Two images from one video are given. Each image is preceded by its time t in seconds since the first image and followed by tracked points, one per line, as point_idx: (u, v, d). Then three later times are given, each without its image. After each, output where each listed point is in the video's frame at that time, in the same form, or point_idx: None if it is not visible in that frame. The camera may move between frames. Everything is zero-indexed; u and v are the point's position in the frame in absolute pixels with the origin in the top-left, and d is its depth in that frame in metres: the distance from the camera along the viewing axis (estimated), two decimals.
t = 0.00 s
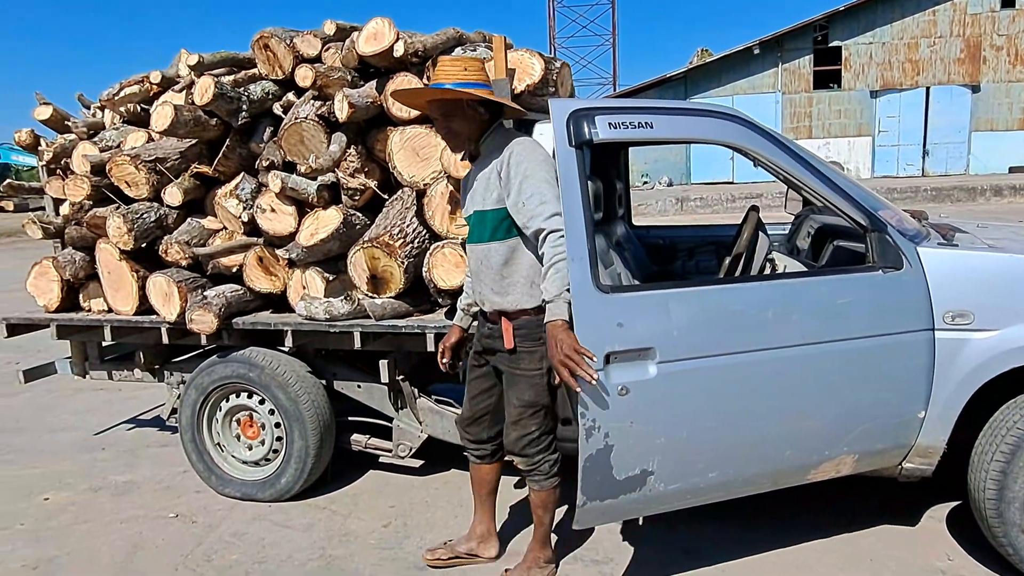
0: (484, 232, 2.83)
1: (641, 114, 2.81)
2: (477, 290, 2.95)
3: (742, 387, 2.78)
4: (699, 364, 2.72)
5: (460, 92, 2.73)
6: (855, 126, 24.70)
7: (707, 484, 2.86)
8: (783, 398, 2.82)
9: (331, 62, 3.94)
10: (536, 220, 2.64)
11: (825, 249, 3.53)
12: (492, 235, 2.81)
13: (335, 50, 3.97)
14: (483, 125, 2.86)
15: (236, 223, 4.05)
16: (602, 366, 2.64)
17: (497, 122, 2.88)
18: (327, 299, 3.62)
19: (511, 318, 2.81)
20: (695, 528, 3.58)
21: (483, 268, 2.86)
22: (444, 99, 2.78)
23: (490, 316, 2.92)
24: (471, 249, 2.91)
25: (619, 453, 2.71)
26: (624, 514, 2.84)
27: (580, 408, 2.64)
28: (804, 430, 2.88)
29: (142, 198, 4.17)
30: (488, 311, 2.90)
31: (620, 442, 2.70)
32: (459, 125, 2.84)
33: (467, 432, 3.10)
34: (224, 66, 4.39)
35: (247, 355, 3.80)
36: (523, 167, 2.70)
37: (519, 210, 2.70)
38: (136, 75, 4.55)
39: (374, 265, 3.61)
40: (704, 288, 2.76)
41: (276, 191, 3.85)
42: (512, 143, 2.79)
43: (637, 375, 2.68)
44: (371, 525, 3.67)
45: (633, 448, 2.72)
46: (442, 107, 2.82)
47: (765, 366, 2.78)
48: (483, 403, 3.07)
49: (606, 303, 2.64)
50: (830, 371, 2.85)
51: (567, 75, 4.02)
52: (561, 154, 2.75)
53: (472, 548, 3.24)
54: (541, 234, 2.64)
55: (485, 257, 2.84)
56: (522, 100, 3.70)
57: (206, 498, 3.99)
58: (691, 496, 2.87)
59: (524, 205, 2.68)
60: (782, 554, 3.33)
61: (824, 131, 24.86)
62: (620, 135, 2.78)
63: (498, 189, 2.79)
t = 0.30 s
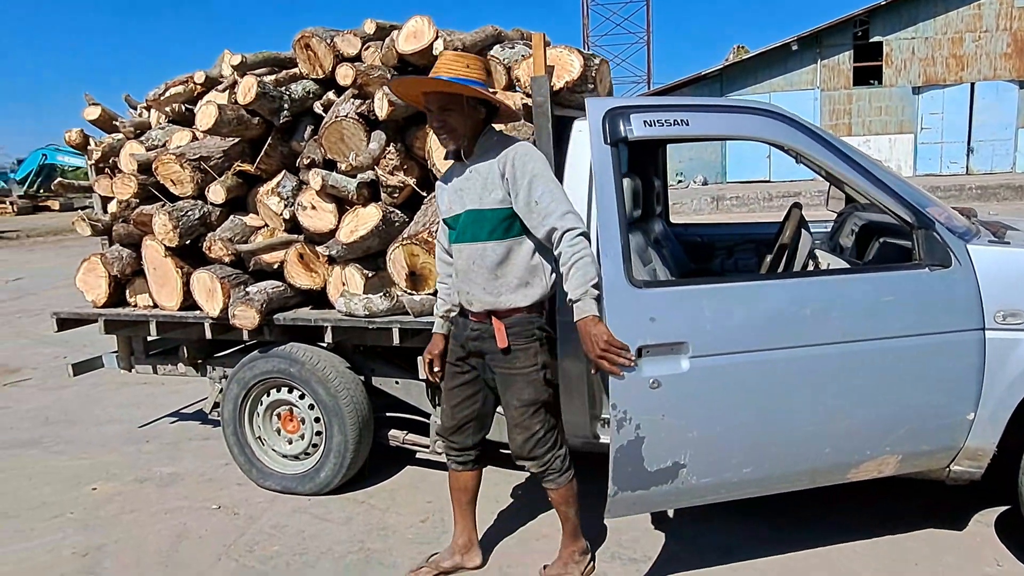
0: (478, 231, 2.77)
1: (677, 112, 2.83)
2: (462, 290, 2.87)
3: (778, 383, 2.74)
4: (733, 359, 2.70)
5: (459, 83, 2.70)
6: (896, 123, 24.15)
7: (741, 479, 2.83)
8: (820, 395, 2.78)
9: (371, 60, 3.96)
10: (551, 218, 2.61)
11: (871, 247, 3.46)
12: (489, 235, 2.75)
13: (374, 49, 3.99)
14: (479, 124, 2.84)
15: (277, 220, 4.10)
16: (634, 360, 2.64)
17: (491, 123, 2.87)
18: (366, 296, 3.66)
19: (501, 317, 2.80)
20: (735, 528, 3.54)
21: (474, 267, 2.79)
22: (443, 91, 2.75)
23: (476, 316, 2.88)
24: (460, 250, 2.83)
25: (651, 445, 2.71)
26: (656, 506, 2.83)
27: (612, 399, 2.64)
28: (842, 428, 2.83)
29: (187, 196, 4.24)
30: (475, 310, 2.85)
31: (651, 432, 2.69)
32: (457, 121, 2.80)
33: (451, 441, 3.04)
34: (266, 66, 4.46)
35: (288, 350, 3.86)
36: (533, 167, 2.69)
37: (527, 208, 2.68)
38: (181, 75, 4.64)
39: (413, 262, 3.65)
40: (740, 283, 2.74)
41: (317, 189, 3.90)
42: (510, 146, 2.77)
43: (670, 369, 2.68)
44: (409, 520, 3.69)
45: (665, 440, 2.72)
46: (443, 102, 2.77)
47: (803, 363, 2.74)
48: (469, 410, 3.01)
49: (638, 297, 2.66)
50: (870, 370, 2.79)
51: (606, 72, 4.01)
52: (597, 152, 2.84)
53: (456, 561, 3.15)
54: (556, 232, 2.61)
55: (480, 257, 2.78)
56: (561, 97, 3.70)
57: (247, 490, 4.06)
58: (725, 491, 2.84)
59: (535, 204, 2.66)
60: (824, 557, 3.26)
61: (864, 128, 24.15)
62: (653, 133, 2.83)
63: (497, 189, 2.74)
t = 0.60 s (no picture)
0: (474, 227, 2.77)
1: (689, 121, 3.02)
2: (457, 287, 2.85)
3: (785, 374, 2.87)
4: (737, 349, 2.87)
5: (453, 75, 2.73)
6: (931, 122, 23.68)
7: (747, 460, 2.99)
8: (831, 388, 2.88)
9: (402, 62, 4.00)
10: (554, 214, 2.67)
11: (906, 248, 3.42)
12: (486, 229, 2.76)
13: (406, 52, 4.03)
14: (468, 120, 2.85)
15: (310, 221, 4.15)
16: (639, 344, 2.91)
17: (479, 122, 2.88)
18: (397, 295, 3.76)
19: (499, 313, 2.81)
20: (765, 528, 3.50)
21: (471, 264, 2.79)
22: (436, 83, 2.77)
23: (471, 315, 2.88)
24: (454, 246, 2.82)
25: (654, 421, 2.96)
26: (663, 479, 3.06)
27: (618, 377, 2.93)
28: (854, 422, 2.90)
29: (222, 197, 4.32)
30: (470, 308, 2.85)
31: (656, 410, 2.94)
32: (448, 113, 2.80)
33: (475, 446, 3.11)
34: (300, 68, 4.53)
35: (320, 349, 3.91)
36: (533, 163, 2.72)
37: (526, 205, 2.73)
38: (217, 78, 4.71)
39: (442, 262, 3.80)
40: (751, 280, 2.88)
41: (349, 190, 3.93)
42: (503, 143, 2.78)
43: (675, 355, 2.90)
44: (438, 518, 3.72)
45: (669, 418, 2.95)
46: (436, 92, 2.78)
47: (811, 356, 2.85)
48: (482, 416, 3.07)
49: (643, 287, 2.91)
50: (886, 368, 2.84)
51: (637, 74, 4.00)
52: (613, 158, 3.08)
53: (486, 560, 3.16)
54: (557, 229, 2.68)
55: (478, 252, 2.78)
56: (592, 98, 3.70)
57: (280, 486, 4.12)
58: (731, 470, 3.02)
59: (534, 201, 2.71)
60: (857, 558, 3.21)
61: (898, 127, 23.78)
62: (666, 141, 3.04)
63: (494, 184, 2.73)
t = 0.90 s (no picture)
0: (470, 236, 2.66)
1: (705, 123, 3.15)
2: (453, 299, 2.74)
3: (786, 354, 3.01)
4: (741, 329, 3.05)
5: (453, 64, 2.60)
6: (950, 119, 23.39)
7: (752, 431, 3.14)
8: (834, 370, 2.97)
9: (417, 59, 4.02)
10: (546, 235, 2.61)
11: (925, 246, 3.38)
12: (482, 240, 2.66)
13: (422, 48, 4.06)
14: (465, 118, 2.71)
15: (325, 217, 4.19)
16: (650, 317, 3.16)
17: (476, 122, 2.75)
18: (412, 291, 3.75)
19: (496, 328, 2.69)
20: (780, 527, 3.48)
21: (468, 275, 2.68)
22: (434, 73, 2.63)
23: (466, 329, 2.76)
24: (449, 255, 2.72)
25: (663, 385, 3.20)
26: (671, 441, 3.29)
27: (631, 344, 3.21)
28: (856, 404, 2.97)
29: (238, 193, 4.34)
30: (466, 322, 2.73)
31: (666, 375, 3.18)
32: (445, 108, 2.66)
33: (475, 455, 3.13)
34: (315, 65, 4.56)
35: (334, 345, 3.93)
36: (534, 179, 2.61)
37: (522, 219, 2.65)
38: (233, 75, 4.74)
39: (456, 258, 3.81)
40: (759, 266, 3.04)
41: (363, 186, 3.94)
42: (505, 149, 2.65)
43: (682, 330, 3.13)
44: (451, 514, 3.73)
45: (677, 385, 3.18)
46: (434, 84, 2.64)
47: (813, 339, 2.97)
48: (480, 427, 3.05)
49: (656, 270, 3.15)
50: (887, 356, 2.89)
51: (652, 69, 3.98)
52: (635, 155, 3.26)
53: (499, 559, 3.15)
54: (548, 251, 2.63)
55: (474, 265, 2.68)
56: (606, 95, 3.69)
57: (294, 481, 4.14)
58: (735, 437, 3.18)
59: (531, 218, 2.63)
60: (872, 559, 3.18)
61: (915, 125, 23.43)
62: (684, 142, 3.20)
63: (492, 195, 2.62)
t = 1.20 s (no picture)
0: (460, 238, 2.52)
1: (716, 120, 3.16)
2: (441, 303, 2.63)
3: (793, 351, 3.01)
4: (749, 326, 3.05)
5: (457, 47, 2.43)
6: (959, 118, 23.24)
7: (760, 428, 3.13)
8: (841, 367, 2.97)
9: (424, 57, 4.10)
10: (540, 241, 2.43)
11: (934, 244, 3.36)
12: (471, 242, 2.52)
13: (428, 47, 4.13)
14: (466, 106, 2.55)
15: (332, 215, 4.17)
16: (659, 314, 3.16)
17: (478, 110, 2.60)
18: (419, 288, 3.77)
19: (485, 338, 2.59)
20: (788, 526, 3.46)
21: (455, 281, 2.56)
22: (435, 56, 2.47)
23: (454, 334, 2.66)
24: (438, 255, 2.59)
25: (672, 381, 3.19)
26: (680, 436, 3.28)
27: (638, 340, 3.20)
28: (864, 402, 2.96)
29: (246, 190, 4.35)
30: (452, 327, 2.63)
31: (674, 370, 3.18)
32: (446, 94, 2.49)
33: (424, 476, 2.82)
34: (322, 63, 4.58)
35: (341, 342, 3.94)
36: (531, 179, 2.45)
37: (515, 222, 2.48)
38: (241, 73, 4.75)
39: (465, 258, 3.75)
40: (768, 263, 3.04)
41: (371, 184, 3.92)
42: (503, 146, 2.49)
43: (690, 326, 3.13)
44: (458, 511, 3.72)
45: (685, 380, 3.17)
46: (434, 68, 2.46)
47: (819, 335, 2.97)
48: (440, 440, 2.81)
49: (664, 267, 3.15)
50: (894, 354, 2.89)
51: (660, 67, 3.97)
52: (646, 153, 3.25)
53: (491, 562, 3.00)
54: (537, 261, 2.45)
55: (462, 269, 2.54)
56: (614, 92, 3.68)
57: (301, 478, 4.15)
58: (744, 433, 3.17)
59: (524, 220, 2.46)
60: (881, 559, 3.15)
61: (924, 124, 23.30)
62: (694, 140, 3.21)
63: (484, 194, 2.47)
